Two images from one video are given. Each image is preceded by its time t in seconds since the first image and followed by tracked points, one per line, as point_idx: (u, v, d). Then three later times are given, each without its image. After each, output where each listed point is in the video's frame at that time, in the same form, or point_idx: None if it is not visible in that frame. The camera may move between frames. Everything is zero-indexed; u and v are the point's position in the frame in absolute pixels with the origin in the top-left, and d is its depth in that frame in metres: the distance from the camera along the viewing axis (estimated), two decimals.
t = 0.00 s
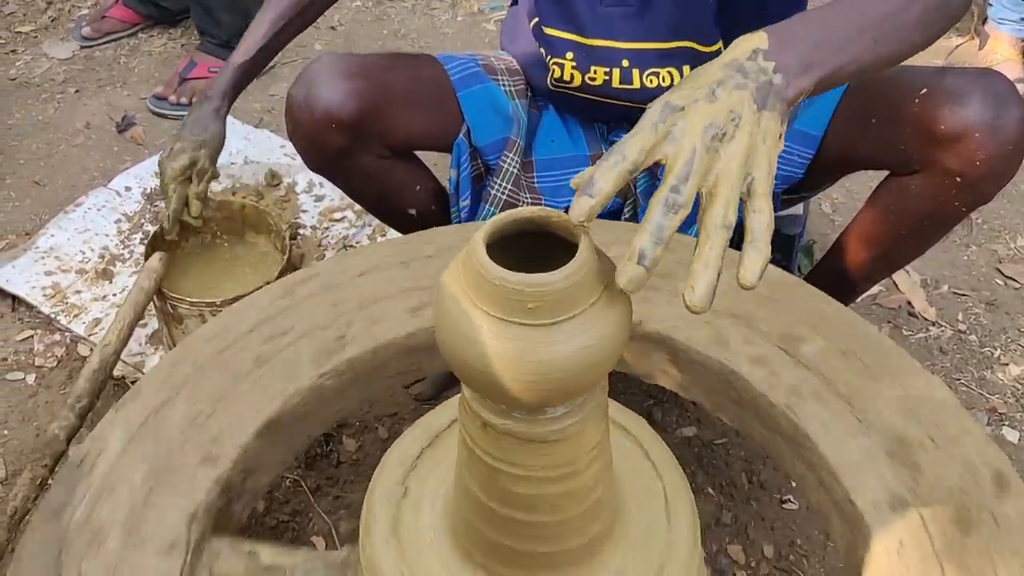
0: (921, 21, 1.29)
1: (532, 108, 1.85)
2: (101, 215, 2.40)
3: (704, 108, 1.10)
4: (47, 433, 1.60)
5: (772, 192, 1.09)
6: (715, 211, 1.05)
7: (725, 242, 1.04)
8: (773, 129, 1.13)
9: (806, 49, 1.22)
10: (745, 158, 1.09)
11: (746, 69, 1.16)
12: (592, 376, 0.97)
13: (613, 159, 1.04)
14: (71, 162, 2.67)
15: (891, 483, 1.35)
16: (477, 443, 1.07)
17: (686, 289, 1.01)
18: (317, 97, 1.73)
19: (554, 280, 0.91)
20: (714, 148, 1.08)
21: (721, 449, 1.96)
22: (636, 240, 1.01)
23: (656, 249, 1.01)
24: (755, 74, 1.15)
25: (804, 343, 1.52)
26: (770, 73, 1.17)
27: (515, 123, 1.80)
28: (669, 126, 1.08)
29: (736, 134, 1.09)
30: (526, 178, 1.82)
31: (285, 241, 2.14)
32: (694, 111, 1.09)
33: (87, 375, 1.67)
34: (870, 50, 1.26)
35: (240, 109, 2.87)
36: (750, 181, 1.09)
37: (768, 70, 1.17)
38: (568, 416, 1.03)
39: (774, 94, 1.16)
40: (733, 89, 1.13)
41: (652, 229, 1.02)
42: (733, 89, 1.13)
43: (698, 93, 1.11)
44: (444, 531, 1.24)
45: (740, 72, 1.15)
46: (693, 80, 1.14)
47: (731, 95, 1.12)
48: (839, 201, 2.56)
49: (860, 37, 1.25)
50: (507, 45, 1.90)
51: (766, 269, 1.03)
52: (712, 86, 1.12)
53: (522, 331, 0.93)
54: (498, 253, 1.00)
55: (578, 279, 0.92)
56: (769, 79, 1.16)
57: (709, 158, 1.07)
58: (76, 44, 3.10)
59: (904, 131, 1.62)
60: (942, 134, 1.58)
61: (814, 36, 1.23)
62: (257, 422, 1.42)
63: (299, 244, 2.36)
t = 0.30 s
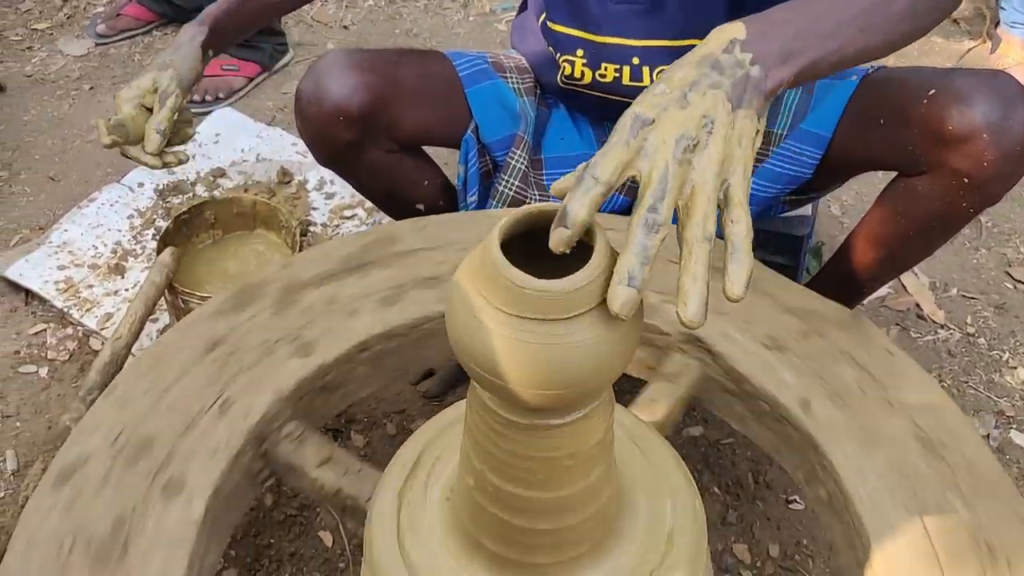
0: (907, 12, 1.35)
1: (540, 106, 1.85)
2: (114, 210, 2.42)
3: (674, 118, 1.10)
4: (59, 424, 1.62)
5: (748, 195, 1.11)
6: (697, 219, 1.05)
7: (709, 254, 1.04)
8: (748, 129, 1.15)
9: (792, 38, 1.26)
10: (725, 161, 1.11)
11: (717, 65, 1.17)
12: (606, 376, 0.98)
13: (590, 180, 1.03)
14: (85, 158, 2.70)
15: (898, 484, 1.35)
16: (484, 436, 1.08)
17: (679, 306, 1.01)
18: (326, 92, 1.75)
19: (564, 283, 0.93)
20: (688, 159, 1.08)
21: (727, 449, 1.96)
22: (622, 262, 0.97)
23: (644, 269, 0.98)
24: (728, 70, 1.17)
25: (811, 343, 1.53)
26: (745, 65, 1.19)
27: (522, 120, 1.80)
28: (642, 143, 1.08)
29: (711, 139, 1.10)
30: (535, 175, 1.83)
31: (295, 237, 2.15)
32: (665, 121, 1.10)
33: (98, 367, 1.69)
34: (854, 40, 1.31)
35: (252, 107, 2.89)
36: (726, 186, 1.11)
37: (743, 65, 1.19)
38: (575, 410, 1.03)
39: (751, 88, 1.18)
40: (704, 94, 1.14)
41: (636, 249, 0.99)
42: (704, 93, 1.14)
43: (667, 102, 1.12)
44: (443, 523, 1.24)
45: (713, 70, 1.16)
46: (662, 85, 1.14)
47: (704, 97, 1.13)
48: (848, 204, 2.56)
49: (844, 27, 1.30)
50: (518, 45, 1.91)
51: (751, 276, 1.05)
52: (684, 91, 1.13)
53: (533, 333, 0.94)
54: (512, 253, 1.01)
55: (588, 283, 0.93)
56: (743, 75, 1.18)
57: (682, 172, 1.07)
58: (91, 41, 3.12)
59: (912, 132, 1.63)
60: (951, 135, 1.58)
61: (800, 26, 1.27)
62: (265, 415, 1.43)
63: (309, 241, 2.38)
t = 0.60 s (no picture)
0: (896, 12, 1.36)
1: (541, 112, 1.86)
2: (123, 215, 2.44)
3: (658, 142, 1.09)
4: (67, 427, 1.63)
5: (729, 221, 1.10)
6: (682, 245, 1.04)
7: (692, 283, 1.03)
8: (733, 148, 1.15)
9: (785, 38, 1.27)
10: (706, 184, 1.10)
11: (705, 77, 1.16)
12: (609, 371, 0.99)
13: (580, 208, 0.99)
14: (94, 163, 2.71)
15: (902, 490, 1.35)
16: (489, 438, 1.09)
17: (663, 334, 1.01)
18: (328, 95, 1.76)
19: (567, 275, 0.93)
20: (670, 187, 1.07)
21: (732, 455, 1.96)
22: (605, 293, 0.94)
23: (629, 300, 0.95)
24: (716, 84, 1.16)
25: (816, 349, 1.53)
26: (734, 77, 1.18)
27: (523, 125, 1.81)
28: (626, 173, 1.06)
29: (693, 167, 1.09)
30: (538, 179, 1.83)
31: (303, 242, 2.16)
32: (647, 146, 1.08)
33: (106, 371, 1.70)
34: (846, 41, 1.33)
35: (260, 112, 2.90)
36: (707, 211, 1.10)
37: (732, 76, 1.18)
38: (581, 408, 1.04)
39: (738, 101, 1.18)
40: (689, 114, 1.12)
41: (619, 282, 0.95)
42: (689, 113, 1.12)
43: (650, 124, 1.10)
44: (455, 526, 1.25)
45: (700, 84, 1.15)
46: (646, 102, 1.12)
47: (690, 116, 1.12)
48: (854, 210, 2.57)
49: (834, 28, 1.32)
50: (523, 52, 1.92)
51: (729, 302, 1.05)
52: (669, 110, 1.11)
53: (537, 327, 0.95)
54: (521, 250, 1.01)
55: (587, 275, 0.94)
56: (732, 87, 1.18)
57: (665, 201, 1.06)
58: (101, 47, 3.14)
59: (917, 139, 1.63)
60: (955, 143, 1.59)
61: (793, 27, 1.28)
62: (272, 419, 1.44)
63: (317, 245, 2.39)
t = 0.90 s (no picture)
0: (890, 13, 1.37)
1: (542, 116, 1.87)
2: (124, 218, 2.44)
3: (645, 153, 1.09)
4: (67, 430, 1.63)
5: (713, 233, 1.10)
6: (663, 261, 1.04)
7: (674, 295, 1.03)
8: (722, 157, 1.15)
9: (776, 40, 1.27)
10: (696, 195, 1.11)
11: (693, 85, 1.16)
12: (607, 385, 1.00)
13: (566, 220, 1.00)
14: (95, 166, 2.72)
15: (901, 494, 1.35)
16: (487, 442, 1.09)
17: (642, 349, 0.99)
18: (322, 101, 1.76)
19: (555, 298, 0.94)
20: (656, 200, 1.07)
21: (732, 459, 1.96)
22: (590, 309, 0.95)
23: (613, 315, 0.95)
24: (704, 92, 1.16)
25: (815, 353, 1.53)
26: (722, 82, 1.19)
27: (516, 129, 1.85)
28: (610, 186, 1.07)
29: (680, 179, 1.09)
30: (537, 184, 1.85)
31: (303, 245, 2.17)
32: (632, 159, 1.08)
33: (107, 374, 1.70)
34: (838, 44, 1.34)
35: (261, 115, 2.91)
36: (690, 223, 1.10)
37: (721, 82, 1.18)
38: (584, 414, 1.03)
39: (726, 108, 1.18)
40: (676, 123, 1.12)
41: (601, 297, 0.96)
42: (676, 122, 1.12)
43: (636, 135, 1.10)
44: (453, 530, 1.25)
45: (688, 92, 1.15)
46: (633, 112, 1.12)
47: (676, 126, 1.12)
48: (854, 214, 2.57)
49: (824, 33, 1.33)
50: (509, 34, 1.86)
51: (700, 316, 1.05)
52: (655, 119, 1.12)
53: (537, 345, 0.95)
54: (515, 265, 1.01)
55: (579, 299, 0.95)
56: (720, 93, 1.18)
57: (652, 215, 1.07)
58: (103, 50, 3.15)
59: (916, 145, 1.63)
60: (955, 149, 1.59)
61: (784, 29, 1.29)
62: (272, 422, 1.44)
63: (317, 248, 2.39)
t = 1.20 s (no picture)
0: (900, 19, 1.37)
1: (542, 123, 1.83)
2: (125, 220, 2.44)
3: (648, 160, 1.09)
4: (69, 432, 1.63)
5: (701, 245, 1.10)
6: (651, 265, 1.03)
7: (654, 300, 1.02)
8: (725, 168, 1.15)
9: (785, 49, 1.27)
10: (696, 204, 1.10)
11: (701, 93, 1.16)
12: (600, 385, 1.00)
13: (565, 223, 1.00)
14: (97, 168, 2.72)
15: (902, 500, 1.35)
16: (485, 446, 1.09)
17: (614, 347, 0.98)
18: (325, 107, 1.76)
19: (562, 287, 0.93)
20: (657, 208, 1.07)
21: (733, 462, 1.96)
22: (587, 311, 0.95)
23: (609, 319, 0.96)
24: (711, 100, 1.16)
25: (815, 357, 1.53)
26: (730, 92, 1.19)
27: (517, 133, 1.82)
28: (612, 191, 1.06)
29: (681, 187, 1.09)
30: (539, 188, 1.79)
31: (304, 247, 2.17)
32: (636, 165, 1.08)
33: (108, 376, 1.70)
34: (846, 51, 1.34)
35: (263, 118, 2.91)
36: (682, 232, 1.09)
37: (728, 91, 1.19)
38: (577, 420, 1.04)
39: (732, 117, 1.18)
40: (681, 131, 1.12)
41: (600, 300, 0.96)
42: (682, 130, 1.12)
43: (639, 142, 1.10)
44: (455, 535, 1.26)
45: (695, 100, 1.15)
46: (637, 119, 1.13)
47: (681, 134, 1.12)
48: (855, 218, 2.57)
49: (833, 42, 1.33)
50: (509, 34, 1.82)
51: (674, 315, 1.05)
52: (661, 127, 1.12)
53: (535, 339, 0.95)
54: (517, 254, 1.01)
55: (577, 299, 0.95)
56: (727, 103, 1.18)
57: (651, 222, 1.06)
58: (105, 52, 3.15)
59: (918, 150, 1.63)
60: (957, 153, 1.59)
61: (793, 38, 1.28)
62: (272, 426, 1.44)
63: (318, 250, 2.39)
